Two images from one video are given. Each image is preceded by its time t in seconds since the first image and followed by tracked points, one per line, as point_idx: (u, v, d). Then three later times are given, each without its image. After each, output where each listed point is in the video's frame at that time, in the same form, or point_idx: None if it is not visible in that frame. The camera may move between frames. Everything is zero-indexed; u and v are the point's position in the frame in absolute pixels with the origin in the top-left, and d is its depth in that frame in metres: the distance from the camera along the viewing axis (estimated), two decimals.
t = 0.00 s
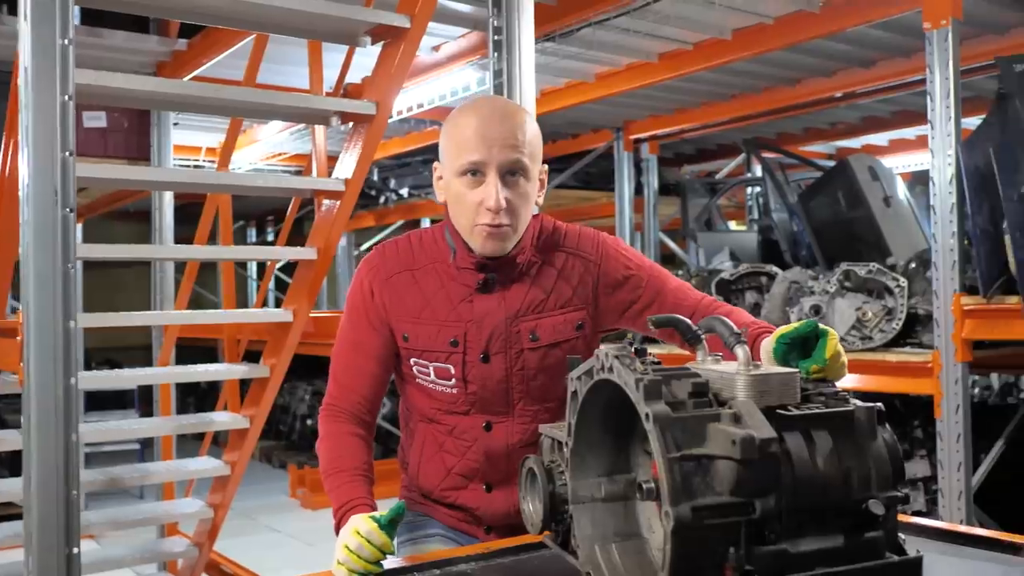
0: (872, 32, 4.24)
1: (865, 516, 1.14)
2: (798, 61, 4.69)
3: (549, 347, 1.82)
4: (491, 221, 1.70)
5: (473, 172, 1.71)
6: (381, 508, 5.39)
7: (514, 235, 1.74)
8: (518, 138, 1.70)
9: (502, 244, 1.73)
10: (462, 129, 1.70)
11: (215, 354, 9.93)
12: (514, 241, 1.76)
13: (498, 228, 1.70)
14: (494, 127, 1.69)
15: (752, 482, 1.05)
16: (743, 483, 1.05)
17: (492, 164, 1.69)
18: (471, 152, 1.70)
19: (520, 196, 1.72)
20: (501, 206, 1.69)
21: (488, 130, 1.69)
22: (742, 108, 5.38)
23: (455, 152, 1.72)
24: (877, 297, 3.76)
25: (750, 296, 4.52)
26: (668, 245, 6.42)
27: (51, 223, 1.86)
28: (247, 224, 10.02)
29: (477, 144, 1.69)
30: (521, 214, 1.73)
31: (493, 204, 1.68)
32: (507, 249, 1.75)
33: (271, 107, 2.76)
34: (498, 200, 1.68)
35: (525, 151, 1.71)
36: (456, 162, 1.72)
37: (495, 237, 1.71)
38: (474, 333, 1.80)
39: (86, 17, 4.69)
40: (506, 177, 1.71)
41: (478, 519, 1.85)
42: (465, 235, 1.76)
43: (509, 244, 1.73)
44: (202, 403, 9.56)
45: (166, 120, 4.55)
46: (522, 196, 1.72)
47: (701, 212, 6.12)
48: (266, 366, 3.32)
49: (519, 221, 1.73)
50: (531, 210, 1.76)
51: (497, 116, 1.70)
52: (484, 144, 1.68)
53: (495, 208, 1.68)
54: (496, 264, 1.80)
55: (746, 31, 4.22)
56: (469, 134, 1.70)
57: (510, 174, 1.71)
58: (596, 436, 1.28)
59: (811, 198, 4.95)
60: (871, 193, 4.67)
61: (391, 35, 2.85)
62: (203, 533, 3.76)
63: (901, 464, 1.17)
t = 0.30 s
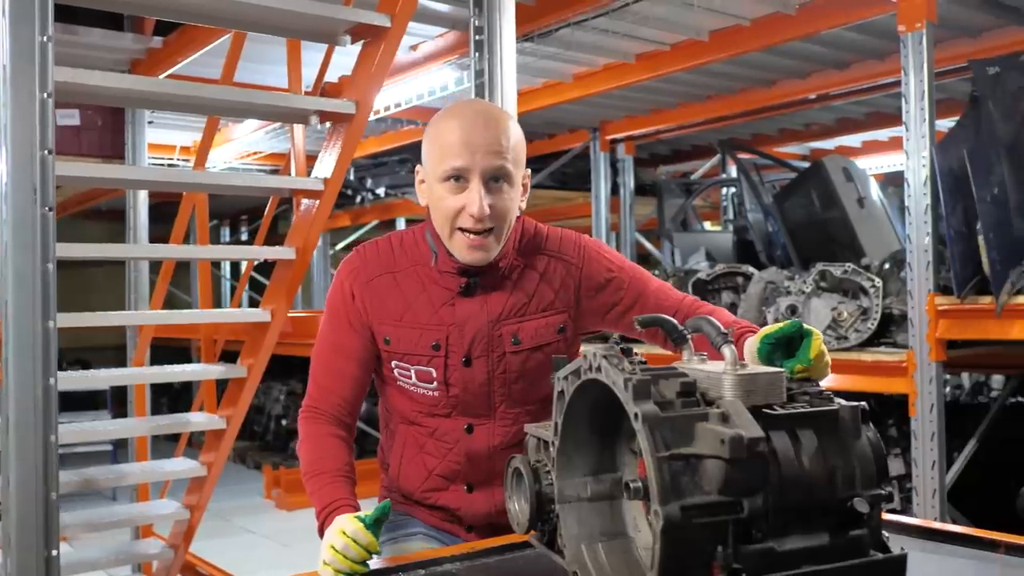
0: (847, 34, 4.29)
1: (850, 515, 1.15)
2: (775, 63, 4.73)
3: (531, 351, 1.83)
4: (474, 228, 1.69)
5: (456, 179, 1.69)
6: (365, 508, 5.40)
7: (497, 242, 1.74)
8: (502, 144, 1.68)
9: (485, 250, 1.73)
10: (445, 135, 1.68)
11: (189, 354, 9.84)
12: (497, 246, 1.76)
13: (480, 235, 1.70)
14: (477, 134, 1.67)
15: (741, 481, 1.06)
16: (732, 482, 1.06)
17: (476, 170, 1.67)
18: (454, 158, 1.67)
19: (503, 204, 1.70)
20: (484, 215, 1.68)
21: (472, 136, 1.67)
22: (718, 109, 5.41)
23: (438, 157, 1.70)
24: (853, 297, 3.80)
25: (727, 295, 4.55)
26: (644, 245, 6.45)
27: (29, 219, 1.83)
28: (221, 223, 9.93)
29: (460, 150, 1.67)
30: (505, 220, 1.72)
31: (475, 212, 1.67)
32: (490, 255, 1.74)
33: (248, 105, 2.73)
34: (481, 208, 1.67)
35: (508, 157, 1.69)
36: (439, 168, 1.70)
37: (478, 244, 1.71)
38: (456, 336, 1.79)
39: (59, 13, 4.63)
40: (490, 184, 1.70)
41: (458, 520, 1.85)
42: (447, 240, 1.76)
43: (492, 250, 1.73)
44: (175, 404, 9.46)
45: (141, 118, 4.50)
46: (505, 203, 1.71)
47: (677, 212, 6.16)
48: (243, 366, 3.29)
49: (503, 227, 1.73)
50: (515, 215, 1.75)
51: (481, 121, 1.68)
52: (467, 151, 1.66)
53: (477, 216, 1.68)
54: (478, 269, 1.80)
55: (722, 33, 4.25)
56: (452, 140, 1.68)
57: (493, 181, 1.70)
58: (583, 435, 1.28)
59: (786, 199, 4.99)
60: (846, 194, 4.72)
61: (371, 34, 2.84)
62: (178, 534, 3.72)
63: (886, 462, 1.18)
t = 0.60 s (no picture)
0: (828, 36, 4.32)
1: (837, 513, 1.16)
2: (756, 64, 4.76)
3: (516, 352, 1.83)
4: (460, 230, 1.69)
5: (442, 181, 1.69)
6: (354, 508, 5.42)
7: (483, 244, 1.74)
8: (489, 147, 1.68)
9: (471, 252, 1.73)
10: (431, 137, 1.68)
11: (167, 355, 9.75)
12: (483, 249, 1.76)
13: (466, 237, 1.70)
14: (464, 137, 1.67)
15: (730, 481, 1.07)
16: (722, 481, 1.06)
17: (462, 173, 1.67)
18: (440, 160, 1.67)
19: (489, 207, 1.70)
20: (470, 217, 1.68)
21: (458, 139, 1.67)
22: (699, 110, 5.44)
23: (423, 159, 1.70)
24: (833, 297, 3.82)
25: (708, 295, 4.57)
26: (625, 245, 6.46)
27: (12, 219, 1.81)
28: (199, 222, 9.85)
29: (446, 153, 1.67)
30: (491, 223, 1.72)
31: (461, 214, 1.67)
32: (475, 256, 1.74)
33: (230, 104, 2.71)
34: (467, 210, 1.67)
35: (495, 160, 1.69)
36: (425, 170, 1.70)
37: (463, 246, 1.71)
38: (441, 337, 1.79)
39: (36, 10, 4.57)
40: (476, 186, 1.70)
41: (444, 519, 1.85)
42: (433, 241, 1.75)
43: (477, 252, 1.73)
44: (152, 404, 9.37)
45: (120, 116, 4.45)
46: (491, 206, 1.71)
47: (658, 212, 6.18)
48: (225, 366, 3.27)
49: (489, 229, 1.72)
50: (501, 217, 1.75)
51: (468, 124, 1.68)
52: (453, 153, 1.66)
53: (463, 219, 1.67)
54: (464, 270, 1.79)
55: (704, 34, 4.27)
56: (438, 142, 1.67)
57: (480, 184, 1.70)
58: (571, 435, 1.29)
59: (766, 199, 5.03)
60: (825, 195, 4.75)
61: (355, 33, 2.82)
62: (158, 535, 3.69)
63: (873, 461, 1.19)
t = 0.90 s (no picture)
0: (809, 37, 4.35)
1: (825, 509, 1.17)
2: (737, 64, 4.78)
3: (502, 349, 1.82)
4: (445, 227, 1.69)
5: (427, 177, 1.69)
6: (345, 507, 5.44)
7: (467, 241, 1.73)
8: (474, 145, 1.69)
9: (455, 248, 1.72)
10: (417, 133, 1.68)
11: (145, 355, 9.67)
12: (467, 246, 1.75)
13: (450, 233, 1.69)
14: (450, 133, 1.67)
15: (720, 478, 1.07)
16: (712, 479, 1.07)
17: (448, 169, 1.67)
18: (426, 156, 1.67)
19: (474, 203, 1.70)
20: (455, 212, 1.67)
21: (445, 135, 1.67)
22: (681, 110, 5.45)
23: (410, 156, 1.70)
24: (814, 296, 3.86)
25: (690, 295, 4.58)
26: (607, 245, 6.48)
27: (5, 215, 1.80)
28: (178, 221, 9.77)
29: (432, 149, 1.67)
30: (475, 220, 1.72)
31: (446, 210, 1.67)
32: (460, 253, 1.74)
33: (213, 103, 2.69)
34: (452, 206, 1.67)
35: (480, 157, 1.69)
36: (411, 167, 1.70)
37: (448, 242, 1.70)
38: (427, 334, 1.79)
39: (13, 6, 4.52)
40: (461, 183, 1.69)
41: (430, 518, 1.85)
42: (418, 238, 1.74)
43: (462, 249, 1.72)
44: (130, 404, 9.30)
45: (99, 114, 4.40)
46: (476, 203, 1.71)
47: (639, 212, 6.20)
48: (207, 365, 3.25)
49: (473, 226, 1.72)
50: (486, 216, 1.75)
51: (454, 121, 1.68)
52: (439, 150, 1.66)
53: (448, 214, 1.67)
54: (449, 267, 1.79)
55: (686, 35, 4.29)
56: (425, 138, 1.67)
57: (465, 180, 1.69)
58: (561, 432, 1.29)
59: (747, 200, 5.05)
60: (805, 195, 4.79)
61: (339, 31, 2.81)
62: (139, 536, 3.66)
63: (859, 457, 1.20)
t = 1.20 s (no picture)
0: (792, 38, 4.38)
1: (816, 507, 1.18)
2: (721, 65, 4.81)
3: (491, 347, 1.82)
4: (431, 221, 1.68)
5: (413, 172, 1.68)
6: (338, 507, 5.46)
7: (454, 235, 1.73)
8: (460, 139, 1.68)
9: (442, 243, 1.72)
10: (403, 128, 1.67)
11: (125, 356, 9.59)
12: (454, 241, 1.75)
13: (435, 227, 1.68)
14: (435, 127, 1.67)
15: (713, 477, 1.08)
16: (705, 478, 1.07)
17: (432, 164, 1.67)
18: (412, 151, 1.67)
19: (460, 197, 1.70)
20: (439, 206, 1.67)
21: (430, 130, 1.66)
22: (664, 110, 5.47)
23: (395, 152, 1.70)
24: (797, 296, 3.87)
25: (673, 295, 4.58)
26: (590, 245, 6.49)
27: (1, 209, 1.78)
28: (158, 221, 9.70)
29: (417, 144, 1.66)
30: (461, 215, 1.71)
31: (431, 204, 1.66)
32: (446, 248, 1.73)
33: (198, 102, 2.68)
34: (436, 200, 1.66)
35: (465, 151, 1.69)
36: (397, 162, 1.70)
37: (434, 237, 1.70)
38: (416, 332, 1.79)
39: None
40: (446, 177, 1.69)
41: (419, 516, 1.85)
42: (405, 234, 1.74)
43: (447, 243, 1.72)
44: (110, 404, 9.22)
45: (80, 112, 4.37)
46: (462, 198, 1.70)
47: (622, 212, 6.22)
48: (191, 366, 3.23)
49: (459, 221, 1.72)
50: (473, 210, 1.74)
51: (439, 115, 1.68)
52: (424, 144, 1.66)
53: (433, 208, 1.67)
54: (438, 264, 1.79)
55: (671, 35, 4.30)
56: (410, 133, 1.67)
57: (450, 175, 1.69)
58: (553, 431, 1.29)
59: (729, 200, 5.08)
60: (787, 195, 4.83)
61: (325, 30, 2.80)
62: (121, 538, 3.63)
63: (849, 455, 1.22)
